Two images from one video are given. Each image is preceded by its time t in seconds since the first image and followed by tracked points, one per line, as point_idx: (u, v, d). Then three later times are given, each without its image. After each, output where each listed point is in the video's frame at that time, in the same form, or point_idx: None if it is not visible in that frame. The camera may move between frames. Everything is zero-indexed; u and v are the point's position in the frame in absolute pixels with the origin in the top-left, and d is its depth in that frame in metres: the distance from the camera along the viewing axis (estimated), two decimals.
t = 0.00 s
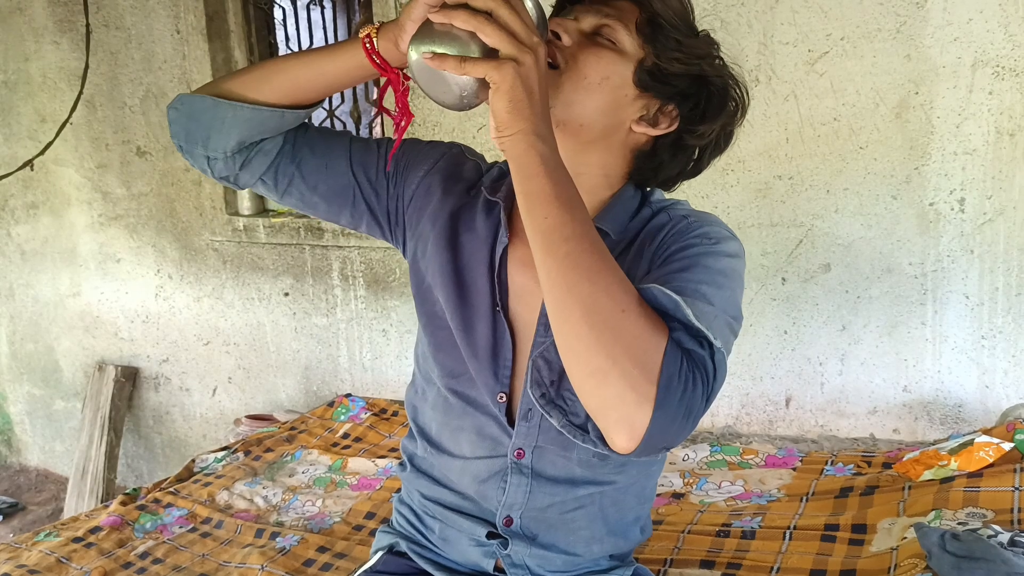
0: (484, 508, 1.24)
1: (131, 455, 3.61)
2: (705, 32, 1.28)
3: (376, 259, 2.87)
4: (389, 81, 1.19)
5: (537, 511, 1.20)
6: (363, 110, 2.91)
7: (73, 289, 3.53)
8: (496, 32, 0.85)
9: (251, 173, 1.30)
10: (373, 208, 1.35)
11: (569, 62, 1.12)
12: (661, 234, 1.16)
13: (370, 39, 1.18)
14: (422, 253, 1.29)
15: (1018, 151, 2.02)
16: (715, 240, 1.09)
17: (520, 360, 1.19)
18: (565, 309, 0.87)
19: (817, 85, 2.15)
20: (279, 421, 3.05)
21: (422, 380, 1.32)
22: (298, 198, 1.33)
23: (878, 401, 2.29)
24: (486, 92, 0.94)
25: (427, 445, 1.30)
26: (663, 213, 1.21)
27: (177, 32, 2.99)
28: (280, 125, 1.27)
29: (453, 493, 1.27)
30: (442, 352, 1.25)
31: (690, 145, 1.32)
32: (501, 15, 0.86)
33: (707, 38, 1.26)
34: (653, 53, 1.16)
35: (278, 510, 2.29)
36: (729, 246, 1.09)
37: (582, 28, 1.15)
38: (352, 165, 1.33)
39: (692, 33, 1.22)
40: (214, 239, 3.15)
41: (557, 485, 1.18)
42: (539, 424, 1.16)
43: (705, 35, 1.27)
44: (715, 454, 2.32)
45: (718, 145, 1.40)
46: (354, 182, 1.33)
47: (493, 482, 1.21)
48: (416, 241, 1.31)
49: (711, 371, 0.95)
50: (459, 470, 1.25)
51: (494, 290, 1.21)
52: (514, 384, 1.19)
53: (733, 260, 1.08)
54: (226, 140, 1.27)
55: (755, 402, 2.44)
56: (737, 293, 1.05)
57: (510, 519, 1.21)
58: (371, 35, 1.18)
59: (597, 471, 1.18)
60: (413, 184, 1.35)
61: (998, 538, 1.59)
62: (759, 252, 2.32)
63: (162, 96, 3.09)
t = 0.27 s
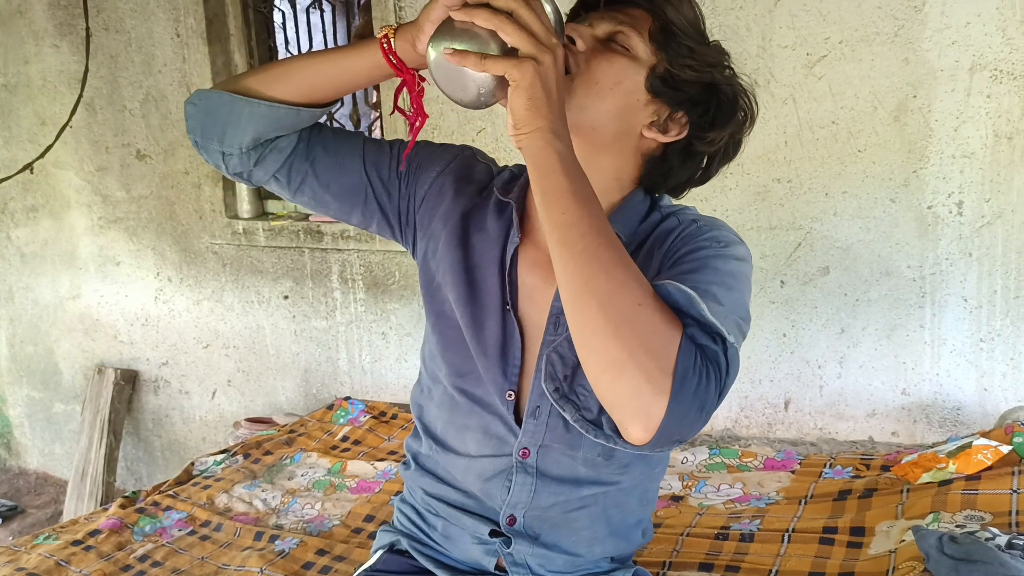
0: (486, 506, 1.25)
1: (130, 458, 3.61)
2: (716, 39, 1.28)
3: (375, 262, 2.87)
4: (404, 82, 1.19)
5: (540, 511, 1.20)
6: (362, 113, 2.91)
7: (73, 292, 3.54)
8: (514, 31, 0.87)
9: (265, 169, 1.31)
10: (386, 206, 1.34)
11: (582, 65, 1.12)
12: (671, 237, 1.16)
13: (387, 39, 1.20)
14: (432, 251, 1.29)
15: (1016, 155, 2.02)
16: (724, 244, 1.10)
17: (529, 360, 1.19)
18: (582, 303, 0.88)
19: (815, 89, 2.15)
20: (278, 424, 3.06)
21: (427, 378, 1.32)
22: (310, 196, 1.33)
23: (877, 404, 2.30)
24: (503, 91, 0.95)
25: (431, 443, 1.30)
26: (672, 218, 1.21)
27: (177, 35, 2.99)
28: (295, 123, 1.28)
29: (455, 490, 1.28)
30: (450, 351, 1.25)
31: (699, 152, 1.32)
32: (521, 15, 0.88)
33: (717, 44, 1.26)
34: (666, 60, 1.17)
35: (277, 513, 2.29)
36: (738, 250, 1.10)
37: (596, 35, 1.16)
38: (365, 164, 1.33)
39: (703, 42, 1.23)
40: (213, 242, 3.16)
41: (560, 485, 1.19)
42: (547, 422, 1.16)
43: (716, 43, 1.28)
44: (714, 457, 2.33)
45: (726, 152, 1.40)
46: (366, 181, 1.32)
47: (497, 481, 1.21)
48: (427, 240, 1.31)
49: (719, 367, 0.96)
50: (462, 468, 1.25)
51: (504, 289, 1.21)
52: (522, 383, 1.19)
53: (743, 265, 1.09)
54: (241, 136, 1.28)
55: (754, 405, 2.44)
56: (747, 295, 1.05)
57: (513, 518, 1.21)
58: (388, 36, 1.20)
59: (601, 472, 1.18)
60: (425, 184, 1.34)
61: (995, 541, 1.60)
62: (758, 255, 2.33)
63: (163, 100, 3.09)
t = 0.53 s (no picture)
0: (492, 504, 1.25)
1: (130, 462, 3.61)
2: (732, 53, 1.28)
3: (376, 266, 2.88)
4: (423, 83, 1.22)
5: (546, 509, 1.21)
6: (362, 118, 2.92)
7: (73, 296, 3.54)
8: (538, 32, 0.89)
9: (284, 166, 1.32)
10: (399, 208, 1.34)
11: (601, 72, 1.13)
12: (683, 242, 1.17)
13: (409, 40, 1.21)
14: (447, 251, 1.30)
15: (1015, 158, 2.02)
16: (735, 247, 1.10)
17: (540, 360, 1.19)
18: (602, 295, 0.88)
19: (815, 93, 2.16)
20: (278, 428, 3.06)
21: (434, 377, 1.32)
22: (327, 194, 1.34)
23: (877, 407, 2.30)
24: (524, 89, 0.96)
25: (438, 441, 1.30)
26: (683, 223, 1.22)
27: (178, 39, 3.00)
28: (315, 121, 1.29)
29: (460, 488, 1.28)
30: (461, 349, 1.25)
31: (712, 162, 1.31)
32: (546, 16, 0.91)
33: (733, 57, 1.26)
34: (683, 69, 1.17)
35: (277, 517, 2.29)
36: (750, 253, 1.11)
37: (615, 44, 1.17)
38: (382, 165, 1.33)
39: (720, 54, 1.23)
40: (214, 246, 3.16)
41: (566, 484, 1.19)
42: (556, 419, 1.16)
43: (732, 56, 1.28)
44: (714, 461, 2.33)
45: (739, 165, 1.39)
46: (381, 181, 1.32)
47: (504, 479, 1.21)
48: (441, 240, 1.31)
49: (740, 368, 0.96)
50: (468, 466, 1.25)
51: (518, 290, 1.22)
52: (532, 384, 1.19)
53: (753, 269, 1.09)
54: (262, 131, 1.28)
55: (754, 409, 2.45)
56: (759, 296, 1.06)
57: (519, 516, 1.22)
58: (411, 37, 1.21)
59: (607, 472, 1.18)
60: (441, 185, 1.34)
61: (995, 544, 1.60)
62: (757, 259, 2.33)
63: (163, 104, 3.10)
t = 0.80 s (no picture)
0: (502, 504, 1.25)
1: (132, 466, 3.62)
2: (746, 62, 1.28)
3: (378, 270, 2.88)
4: (440, 88, 1.22)
5: (556, 510, 1.21)
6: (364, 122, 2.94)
7: (75, 300, 3.55)
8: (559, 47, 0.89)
9: (300, 168, 1.32)
10: (414, 211, 1.34)
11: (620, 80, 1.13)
12: (698, 250, 1.18)
13: (426, 47, 1.22)
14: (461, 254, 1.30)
15: (1017, 161, 2.03)
16: (751, 256, 1.11)
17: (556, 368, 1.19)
18: (629, 304, 0.90)
19: (816, 96, 2.16)
20: (279, 432, 3.06)
21: (445, 378, 1.32)
22: (341, 196, 1.33)
23: (879, 411, 2.29)
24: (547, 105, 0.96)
25: (448, 442, 1.30)
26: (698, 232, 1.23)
27: (180, 44, 3.00)
28: (333, 124, 1.29)
29: (469, 487, 1.28)
30: (473, 351, 1.25)
31: (723, 171, 1.32)
32: (563, 30, 0.89)
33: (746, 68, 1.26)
34: (700, 79, 1.17)
35: (279, 521, 2.30)
36: (764, 261, 1.12)
37: (633, 52, 1.17)
38: (398, 168, 1.33)
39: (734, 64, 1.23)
40: (216, 250, 3.16)
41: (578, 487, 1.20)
42: (571, 423, 1.16)
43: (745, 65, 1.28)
44: (717, 464, 2.33)
45: (750, 174, 1.39)
46: (397, 184, 1.32)
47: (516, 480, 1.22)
48: (455, 242, 1.31)
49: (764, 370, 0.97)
50: (479, 466, 1.25)
51: (532, 293, 1.22)
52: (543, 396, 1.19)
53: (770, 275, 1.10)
54: (280, 133, 1.29)
55: (756, 412, 2.45)
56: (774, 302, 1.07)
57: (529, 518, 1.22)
58: (428, 44, 1.23)
59: (619, 474, 1.19)
60: (457, 188, 1.34)
61: (997, 548, 1.59)
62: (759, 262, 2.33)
63: (166, 108, 3.10)
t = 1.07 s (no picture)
0: (507, 507, 1.25)
1: (133, 468, 3.62)
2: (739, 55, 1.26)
3: (379, 272, 2.88)
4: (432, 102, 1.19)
5: (563, 514, 1.21)
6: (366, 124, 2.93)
7: (77, 302, 3.55)
8: (546, 105, 0.84)
9: (300, 188, 1.31)
10: (415, 222, 1.35)
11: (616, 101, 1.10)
12: (708, 260, 1.19)
13: (412, 67, 1.18)
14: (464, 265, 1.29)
15: (1019, 165, 2.02)
16: (759, 268, 1.13)
17: (566, 381, 1.19)
18: (655, 344, 0.90)
19: (819, 100, 2.16)
20: (281, 434, 3.06)
21: (449, 384, 1.32)
22: (344, 212, 1.34)
23: (882, 415, 2.29)
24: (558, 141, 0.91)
25: (453, 446, 1.30)
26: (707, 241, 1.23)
27: (183, 46, 3.00)
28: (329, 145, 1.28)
29: (474, 490, 1.28)
30: (479, 359, 1.24)
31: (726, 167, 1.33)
32: (542, 84, 0.84)
33: (740, 60, 1.25)
34: (694, 86, 1.16)
35: (280, 524, 2.29)
36: (771, 273, 1.13)
37: (623, 63, 1.13)
38: (398, 181, 1.33)
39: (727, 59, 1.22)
40: (218, 252, 3.17)
41: (586, 493, 1.19)
42: (585, 436, 1.16)
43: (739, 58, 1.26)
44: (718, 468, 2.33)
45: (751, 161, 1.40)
46: (397, 198, 1.33)
47: (524, 486, 1.21)
48: (459, 251, 1.32)
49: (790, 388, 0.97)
50: (486, 470, 1.25)
51: (536, 301, 1.22)
52: (545, 401, 1.20)
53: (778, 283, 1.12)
54: (276, 160, 1.28)
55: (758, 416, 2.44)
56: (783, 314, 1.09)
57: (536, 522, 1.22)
58: (412, 62, 1.18)
59: (627, 481, 1.19)
60: (456, 200, 1.35)
61: (1000, 552, 1.59)
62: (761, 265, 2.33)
63: (168, 110, 3.10)
